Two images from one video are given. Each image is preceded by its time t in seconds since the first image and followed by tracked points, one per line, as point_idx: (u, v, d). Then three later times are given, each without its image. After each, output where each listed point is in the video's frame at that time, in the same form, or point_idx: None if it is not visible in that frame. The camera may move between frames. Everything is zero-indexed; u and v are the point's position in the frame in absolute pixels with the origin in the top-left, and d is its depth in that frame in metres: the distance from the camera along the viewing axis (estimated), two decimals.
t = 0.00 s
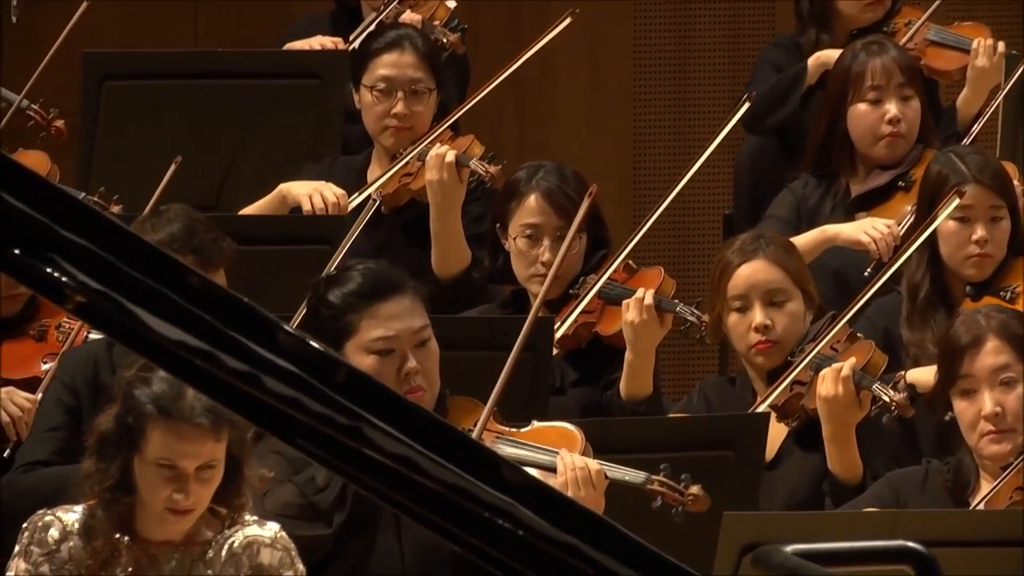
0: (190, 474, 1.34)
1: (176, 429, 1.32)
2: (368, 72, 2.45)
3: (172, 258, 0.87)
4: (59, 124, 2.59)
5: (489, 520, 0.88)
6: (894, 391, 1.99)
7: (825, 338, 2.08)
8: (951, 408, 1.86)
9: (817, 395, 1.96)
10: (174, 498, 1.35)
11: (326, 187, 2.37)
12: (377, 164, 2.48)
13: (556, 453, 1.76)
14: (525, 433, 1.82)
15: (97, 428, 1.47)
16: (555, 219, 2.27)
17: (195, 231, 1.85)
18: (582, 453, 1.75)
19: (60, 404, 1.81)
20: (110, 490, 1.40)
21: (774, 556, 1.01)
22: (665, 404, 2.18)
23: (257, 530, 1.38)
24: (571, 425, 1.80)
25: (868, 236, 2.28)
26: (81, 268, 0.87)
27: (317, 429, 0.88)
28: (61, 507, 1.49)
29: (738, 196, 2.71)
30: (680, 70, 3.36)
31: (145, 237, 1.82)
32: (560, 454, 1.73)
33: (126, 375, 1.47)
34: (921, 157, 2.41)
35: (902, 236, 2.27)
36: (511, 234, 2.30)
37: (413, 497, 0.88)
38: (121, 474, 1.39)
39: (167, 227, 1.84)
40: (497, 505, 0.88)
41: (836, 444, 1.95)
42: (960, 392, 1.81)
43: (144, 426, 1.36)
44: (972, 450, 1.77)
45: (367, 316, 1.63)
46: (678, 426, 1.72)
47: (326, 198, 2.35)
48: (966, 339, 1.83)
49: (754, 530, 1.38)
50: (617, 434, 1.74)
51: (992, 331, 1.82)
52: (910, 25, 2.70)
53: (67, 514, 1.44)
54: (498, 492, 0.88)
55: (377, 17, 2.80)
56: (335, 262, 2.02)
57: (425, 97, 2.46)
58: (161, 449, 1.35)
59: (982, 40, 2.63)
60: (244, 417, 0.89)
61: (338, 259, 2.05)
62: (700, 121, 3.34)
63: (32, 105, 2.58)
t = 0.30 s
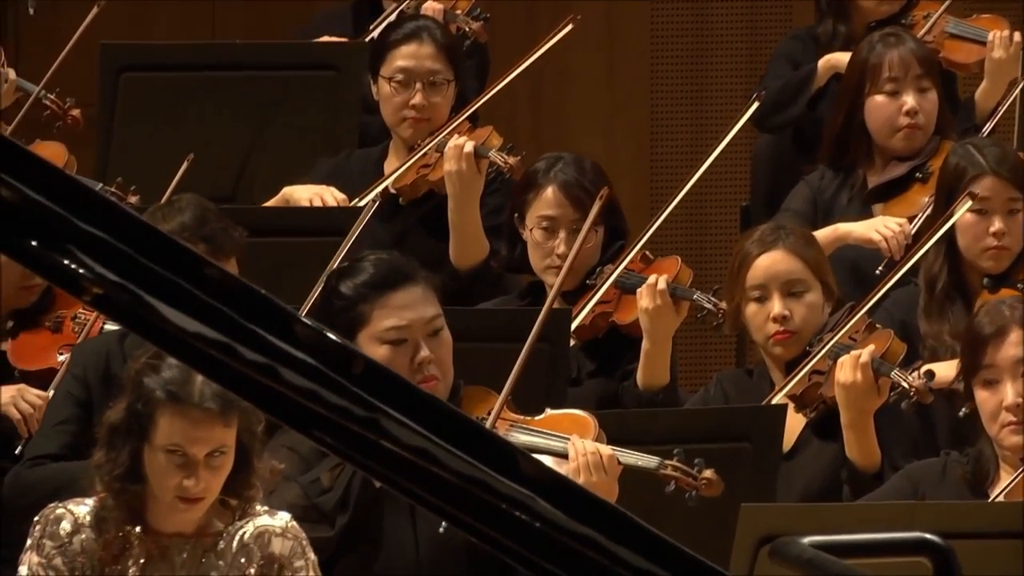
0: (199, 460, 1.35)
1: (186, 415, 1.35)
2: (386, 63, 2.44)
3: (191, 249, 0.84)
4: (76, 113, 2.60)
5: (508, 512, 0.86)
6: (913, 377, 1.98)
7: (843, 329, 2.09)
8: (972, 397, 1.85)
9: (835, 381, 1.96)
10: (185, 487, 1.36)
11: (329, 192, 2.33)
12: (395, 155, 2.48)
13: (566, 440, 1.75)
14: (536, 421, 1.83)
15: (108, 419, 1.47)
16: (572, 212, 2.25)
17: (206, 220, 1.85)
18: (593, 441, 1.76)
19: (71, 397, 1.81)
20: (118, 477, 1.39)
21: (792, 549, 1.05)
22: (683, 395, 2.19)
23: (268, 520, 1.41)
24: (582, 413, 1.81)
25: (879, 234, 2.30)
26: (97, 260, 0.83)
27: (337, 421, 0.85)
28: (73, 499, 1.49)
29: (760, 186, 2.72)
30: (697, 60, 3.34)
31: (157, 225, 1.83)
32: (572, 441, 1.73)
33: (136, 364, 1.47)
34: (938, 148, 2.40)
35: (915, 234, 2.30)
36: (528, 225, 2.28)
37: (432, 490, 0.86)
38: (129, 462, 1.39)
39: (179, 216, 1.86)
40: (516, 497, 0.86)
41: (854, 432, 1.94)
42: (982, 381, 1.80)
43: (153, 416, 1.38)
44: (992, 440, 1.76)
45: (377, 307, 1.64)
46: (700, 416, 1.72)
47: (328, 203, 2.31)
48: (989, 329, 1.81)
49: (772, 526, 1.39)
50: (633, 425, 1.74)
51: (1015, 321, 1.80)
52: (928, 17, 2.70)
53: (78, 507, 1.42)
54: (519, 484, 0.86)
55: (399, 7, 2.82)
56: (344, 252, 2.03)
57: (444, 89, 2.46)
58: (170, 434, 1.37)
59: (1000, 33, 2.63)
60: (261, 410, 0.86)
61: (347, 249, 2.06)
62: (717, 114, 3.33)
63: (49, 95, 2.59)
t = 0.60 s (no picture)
0: (211, 445, 1.36)
1: (196, 399, 1.35)
2: (404, 54, 2.45)
3: (211, 243, 0.87)
4: (92, 101, 2.63)
5: (526, 503, 0.90)
6: (936, 368, 1.97)
7: (865, 319, 2.07)
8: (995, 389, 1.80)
9: (856, 371, 1.97)
10: (197, 476, 1.36)
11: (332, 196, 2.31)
12: (412, 146, 2.47)
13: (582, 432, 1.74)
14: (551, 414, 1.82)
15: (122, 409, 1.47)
16: (594, 204, 2.25)
17: (222, 209, 1.85)
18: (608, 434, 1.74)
19: (84, 388, 1.82)
20: (132, 465, 1.40)
21: (810, 539, 1.07)
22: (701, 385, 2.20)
23: (279, 509, 1.42)
24: (596, 405, 1.79)
25: (891, 234, 2.26)
26: (116, 252, 0.87)
27: (356, 413, 0.88)
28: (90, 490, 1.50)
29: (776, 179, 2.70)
30: (714, 52, 3.34)
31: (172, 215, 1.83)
32: (588, 435, 1.72)
33: (149, 353, 1.47)
34: (957, 140, 2.39)
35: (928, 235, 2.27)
36: (550, 215, 2.27)
37: (448, 479, 0.90)
38: (141, 450, 1.40)
39: (193, 206, 1.86)
40: (533, 488, 0.89)
41: (876, 422, 1.95)
42: (1004, 374, 1.74)
43: (164, 397, 1.37)
44: (1012, 432, 1.76)
45: (393, 300, 1.64)
46: (714, 410, 1.72)
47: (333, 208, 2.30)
48: (1012, 323, 1.75)
49: (794, 512, 1.48)
50: (651, 414, 1.74)
51: None
52: (948, 9, 2.69)
53: (93, 496, 1.43)
54: (536, 476, 0.89)
55: None
56: (356, 244, 2.02)
57: (462, 80, 2.45)
58: (182, 418, 1.37)
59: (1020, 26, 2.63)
60: (278, 401, 0.89)
61: (361, 239, 2.06)
62: (734, 104, 3.31)
63: (66, 83, 2.61)
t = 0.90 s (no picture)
0: (224, 434, 1.36)
1: (209, 386, 1.34)
2: (422, 44, 2.44)
3: (228, 233, 0.83)
4: (108, 88, 2.65)
5: (543, 494, 0.85)
6: (959, 360, 1.97)
7: (886, 311, 2.08)
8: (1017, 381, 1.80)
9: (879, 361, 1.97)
10: (209, 466, 1.36)
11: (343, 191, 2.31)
12: (429, 137, 2.47)
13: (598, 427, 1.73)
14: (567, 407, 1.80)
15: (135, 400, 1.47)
16: (618, 194, 2.25)
17: (239, 199, 1.85)
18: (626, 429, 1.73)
19: (99, 381, 1.76)
20: (144, 454, 1.40)
21: (830, 532, 1.11)
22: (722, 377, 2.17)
23: (295, 501, 1.43)
24: (612, 399, 1.77)
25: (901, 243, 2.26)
26: (133, 242, 0.82)
27: (373, 405, 0.84)
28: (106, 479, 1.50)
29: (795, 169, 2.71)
30: (733, 42, 3.23)
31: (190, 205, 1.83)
32: (604, 429, 1.71)
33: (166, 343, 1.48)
34: (975, 132, 2.37)
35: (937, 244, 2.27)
36: (574, 204, 2.27)
37: (467, 472, 0.85)
38: (155, 440, 1.39)
39: (211, 196, 1.86)
40: (551, 479, 0.85)
41: (898, 413, 1.94)
42: None
43: (177, 384, 1.37)
44: None
45: (410, 293, 1.64)
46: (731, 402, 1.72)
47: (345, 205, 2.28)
48: None
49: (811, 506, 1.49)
50: (670, 405, 1.74)
51: None
52: None
53: (108, 487, 1.42)
54: (553, 466, 0.85)
55: None
56: (375, 229, 2.02)
57: (479, 70, 2.45)
58: (193, 406, 1.36)
59: None
60: (298, 393, 0.85)
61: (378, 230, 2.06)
62: (748, 93, 3.23)
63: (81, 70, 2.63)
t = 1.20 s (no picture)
0: (239, 421, 1.37)
1: (218, 375, 1.37)
2: (438, 36, 2.43)
3: (245, 223, 0.82)
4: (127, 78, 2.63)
5: (558, 485, 0.84)
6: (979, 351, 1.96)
7: (905, 301, 2.08)
8: None
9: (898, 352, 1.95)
10: (224, 454, 1.38)
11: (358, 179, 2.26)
12: (446, 129, 2.46)
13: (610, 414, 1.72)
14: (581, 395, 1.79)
15: (152, 390, 1.48)
16: (642, 183, 2.25)
17: (256, 191, 1.85)
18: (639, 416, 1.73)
19: (114, 374, 1.75)
20: (162, 443, 1.41)
21: (844, 521, 1.10)
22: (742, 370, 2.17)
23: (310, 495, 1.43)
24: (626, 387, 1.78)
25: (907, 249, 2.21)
26: (148, 232, 0.82)
27: (386, 394, 0.83)
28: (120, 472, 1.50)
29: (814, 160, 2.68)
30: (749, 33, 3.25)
31: (206, 194, 1.83)
32: (617, 416, 1.70)
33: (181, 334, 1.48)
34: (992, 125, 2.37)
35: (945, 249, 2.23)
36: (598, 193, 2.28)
37: (482, 462, 0.84)
38: (170, 429, 1.41)
39: (228, 187, 1.86)
40: (567, 470, 0.84)
41: (916, 404, 1.93)
42: None
43: (192, 372, 1.39)
44: None
45: (424, 282, 1.64)
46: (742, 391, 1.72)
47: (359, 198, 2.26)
48: None
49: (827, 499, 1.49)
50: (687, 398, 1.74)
51: None
52: None
53: (123, 479, 1.43)
54: (569, 458, 0.84)
55: None
56: (389, 224, 2.01)
57: (495, 61, 2.44)
58: (209, 391, 1.38)
59: None
60: (311, 382, 0.84)
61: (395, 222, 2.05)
62: (762, 83, 3.23)
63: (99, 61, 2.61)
